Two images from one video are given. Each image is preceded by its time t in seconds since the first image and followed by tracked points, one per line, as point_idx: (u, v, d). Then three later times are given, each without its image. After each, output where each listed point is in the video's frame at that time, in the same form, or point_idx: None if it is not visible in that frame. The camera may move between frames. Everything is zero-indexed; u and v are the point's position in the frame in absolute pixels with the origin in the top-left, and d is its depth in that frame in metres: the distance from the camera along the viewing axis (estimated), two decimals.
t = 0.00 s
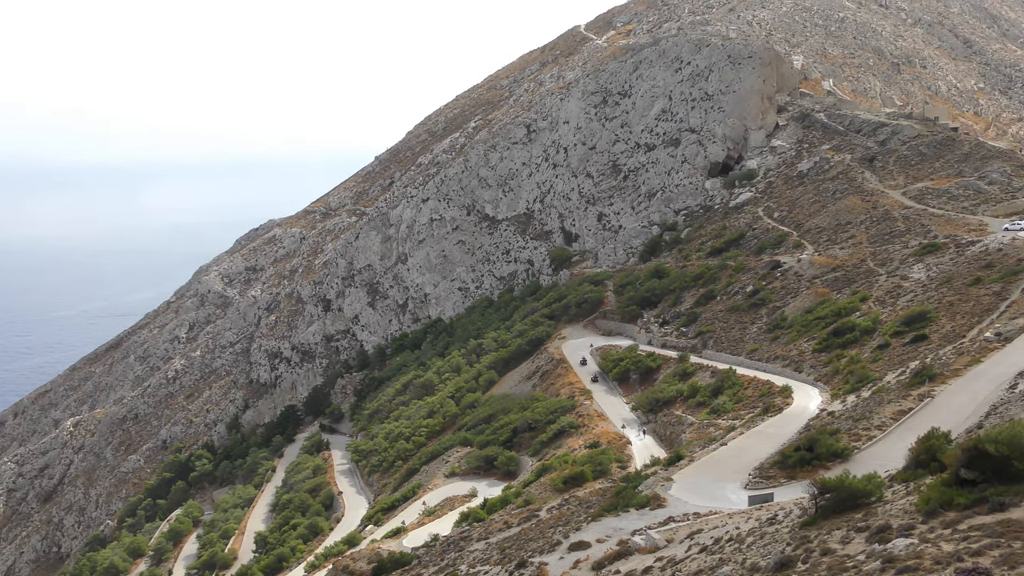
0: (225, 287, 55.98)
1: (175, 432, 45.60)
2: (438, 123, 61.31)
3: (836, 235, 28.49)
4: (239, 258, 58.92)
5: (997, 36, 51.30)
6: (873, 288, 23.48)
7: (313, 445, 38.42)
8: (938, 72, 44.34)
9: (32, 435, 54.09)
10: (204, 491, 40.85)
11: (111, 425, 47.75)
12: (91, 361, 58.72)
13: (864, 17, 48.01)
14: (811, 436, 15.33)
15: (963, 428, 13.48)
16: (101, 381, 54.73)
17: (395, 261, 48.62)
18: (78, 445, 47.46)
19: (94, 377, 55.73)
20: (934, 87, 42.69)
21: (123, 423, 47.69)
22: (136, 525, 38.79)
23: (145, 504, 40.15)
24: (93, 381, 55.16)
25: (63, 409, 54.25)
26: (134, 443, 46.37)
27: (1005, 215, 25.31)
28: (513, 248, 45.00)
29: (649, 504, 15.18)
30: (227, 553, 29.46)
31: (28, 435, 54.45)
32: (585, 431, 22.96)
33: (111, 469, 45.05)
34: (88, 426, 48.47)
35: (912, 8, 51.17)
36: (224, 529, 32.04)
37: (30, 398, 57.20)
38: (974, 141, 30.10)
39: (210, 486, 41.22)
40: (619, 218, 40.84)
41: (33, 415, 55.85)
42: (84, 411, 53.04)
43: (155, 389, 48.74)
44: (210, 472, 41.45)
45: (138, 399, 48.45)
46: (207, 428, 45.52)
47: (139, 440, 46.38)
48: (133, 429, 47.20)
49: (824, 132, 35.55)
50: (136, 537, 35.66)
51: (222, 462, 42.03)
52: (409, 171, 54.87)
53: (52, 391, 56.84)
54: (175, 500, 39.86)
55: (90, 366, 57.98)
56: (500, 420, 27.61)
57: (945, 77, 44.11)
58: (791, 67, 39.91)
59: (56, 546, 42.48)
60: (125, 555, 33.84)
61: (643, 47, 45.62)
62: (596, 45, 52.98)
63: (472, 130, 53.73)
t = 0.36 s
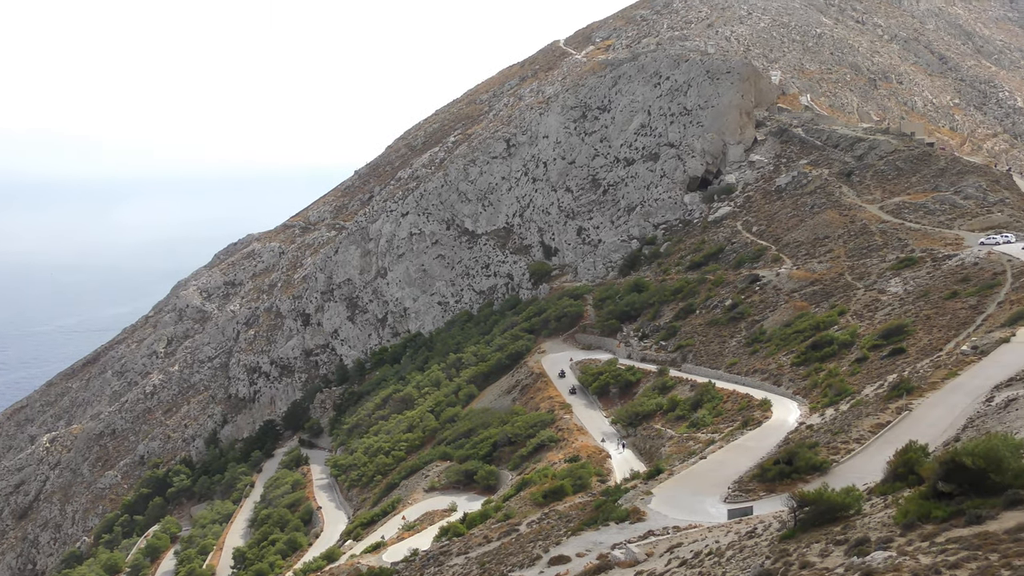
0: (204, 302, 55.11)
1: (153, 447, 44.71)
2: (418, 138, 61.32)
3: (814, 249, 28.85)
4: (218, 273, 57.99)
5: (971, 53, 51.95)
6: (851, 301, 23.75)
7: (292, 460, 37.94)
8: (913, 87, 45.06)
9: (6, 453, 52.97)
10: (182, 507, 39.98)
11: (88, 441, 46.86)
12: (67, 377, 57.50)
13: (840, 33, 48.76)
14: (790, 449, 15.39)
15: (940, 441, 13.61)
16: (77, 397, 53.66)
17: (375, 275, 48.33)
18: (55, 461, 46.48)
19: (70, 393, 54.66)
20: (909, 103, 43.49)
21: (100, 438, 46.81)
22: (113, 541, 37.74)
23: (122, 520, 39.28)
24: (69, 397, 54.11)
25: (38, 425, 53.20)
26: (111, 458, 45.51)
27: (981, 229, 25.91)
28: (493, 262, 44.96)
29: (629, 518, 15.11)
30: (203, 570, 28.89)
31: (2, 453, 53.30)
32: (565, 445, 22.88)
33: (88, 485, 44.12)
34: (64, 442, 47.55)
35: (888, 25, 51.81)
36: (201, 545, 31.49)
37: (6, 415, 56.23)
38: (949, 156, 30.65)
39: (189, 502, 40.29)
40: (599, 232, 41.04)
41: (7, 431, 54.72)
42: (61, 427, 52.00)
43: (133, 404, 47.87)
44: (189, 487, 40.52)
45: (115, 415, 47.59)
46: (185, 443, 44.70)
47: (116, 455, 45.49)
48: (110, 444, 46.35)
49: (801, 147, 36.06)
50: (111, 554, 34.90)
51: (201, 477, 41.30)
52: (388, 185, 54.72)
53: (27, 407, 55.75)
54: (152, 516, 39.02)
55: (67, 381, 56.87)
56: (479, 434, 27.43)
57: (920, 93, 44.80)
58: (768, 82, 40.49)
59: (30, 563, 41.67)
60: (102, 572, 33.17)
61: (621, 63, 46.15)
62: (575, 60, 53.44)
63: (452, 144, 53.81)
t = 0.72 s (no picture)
0: (180, 311, 53.79)
1: (129, 458, 44.05)
2: (395, 147, 61.13)
3: (791, 259, 29.19)
4: (194, 283, 56.91)
5: (945, 64, 52.63)
6: (827, 310, 24.03)
7: (269, 470, 37.49)
8: (888, 98, 45.80)
9: None
10: (158, 519, 39.68)
11: (63, 452, 46.07)
12: (42, 388, 56.32)
13: (816, 44, 49.35)
14: (768, 458, 15.46)
15: (915, 450, 13.75)
16: (52, 409, 52.68)
17: (353, 285, 47.96)
18: (29, 473, 45.76)
19: (45, 404, 53.65)
20: (884, 113, 44.24)
21: (75, 449, 45.97)
22: (88, 553, 37.16)
23: (97, 532, 38.63)
24: (43, 408, 53.15)
25: (12, 436, 52.27)
26: (87, 469, 44.74)
27: (955, 238, 26.48)
28: (470, 271, 44.86)
29: (607, 527, 15.05)
30: None
31: None
32: (543, 454, 22.80)
33: (62, 497, 43.48)
34: (39, 453, 46.86)
35: (863, 36, 52.41)
36: (177, 557, 31.00)
37: None
38: (923, 166, 31.20)
39: (164, 514, 40.10)
40: (576, 241, 41.19)
41: None
42: (35, 439, 51.11)
43: (108, 415, 47.03)
44: (164, 498, 40.25)
45: (91, 426, 46.79)
46: (161, 454, 44.00)
47: (92, 466, 44.75)
48: (85, 455, 45.57)
49: (778, 157, 36.51)
50: (84, 567, 34.28)
51: (177, 488, 40.63)
52: (366, 195, 54.39)
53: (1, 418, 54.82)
54: (127, 528, 38.43)
55: (41, 393, 55.78)
56: (457, 444, 27.25)
57: (895, 103, 45.54)
58: (744, 93, 40.97)
59: None
60: None
61: (599, 73, 46.51)
62: (552, 70, 53.68)
63: (429, 154, 53.72)
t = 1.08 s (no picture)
0: (154, 325, 52.81)
1: (102, 473, 43.22)
2: (371, 160, 60.93)
3: (766, 271, 29.50)
4: (169, 296, 55.77)
5: (917, 78, 53.73)
6: (802, 323, 24.31)
7: (244, 485, 36.91)
8: (861, 112, 46.73)
9: None
10: (132, 534, 38.58)
11: (34, 468, 45.41)
12: (11, 404, 54.88)
13: (790, 58, 50.18)
14: (744, 470, 15.48)
15: (889, 461, 13.88)
16: (23, 424, 51.56)
17: (328, 298, 47.49)
18: None
19: (15, 419, 52.48)
20: (858, 127, 45.13)
21: (47, 465, 45.25)
22: (59, 570, 36.39)
23: (69, 548, 37.84)
24: (14, 424, 52.06)
25: None
26: (58, 485, 43.98)
27: (927, 251, 26.98)
28: (446, 284, 44.67)
29: (584, 540, 14.92)
30: None
31: None
32: (519, 468, 22.64)
33: (33, 513, 42.88)
34: (10, 469, 46.25)
35: (836, 50, 53.41)
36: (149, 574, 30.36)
37: None
38: (895, 179, 31.79)
39: (138, 528, 38.89)
40: (552, 254, 41.28)
41: None
42: (6, 454, 50.16)
43: (81, 430, 46.20)
44: (138, 513, 39.13)
45: (63, 441, 46.01)
46: (135, 468, 43.17)
47: (64, 481, 43.98)
48: (57, 471, 44.81)
49: (752, 170, 36.95)
50: None
51: (151, 503, 39.78)
52: (342, 208, 54.01)
53: None
54: (99, 543, 37.68)
55: (10, 408, 54.42)
56: (433, 457, 26.99)
57: (868, 117, 46.46)
58: (719, 106, 41.52)
59: None
60: None
61: (574, 87, 46.88)
62: (528, 84, 53.99)
63: (405, 166, 53.61)
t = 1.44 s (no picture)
0: (129, 333, 51.84)
1: (76, 483, 42.35)
2: (348, 168, 60.62)
3: (742, 280, 29.79)
4: (144, 304, 54.77)
5: (890, 88, 54.83)
6: (778, 330, 24.58)
7: (220, 494, 36.33)
8: (836, 121, 47.54)
9: None
10: (106, 544, 38.02)
11: (7, 478, 44.78)
12: None
13: (765, 68, 50.93)
14: (721, 478, 15.54)
15: (865, 468, 14.02)
16: None
17: (305, 306, 47.00)
18: None
19: None
20: (833, 136, 45.90)
21: (20, 474, 44.61)
22: None
23: (41, 559, 37.04)
24: None
25: None
26: (32, 495, 43.27)
27: (902, 259, 27.46)
28: (424, 292, 44.44)
29: (561, 549, 14.86)
30: None
31: None
32: (496, 476, 22.53)
33: (6, 524, 42.28)
34: None
35: (811, 60, 54.30)
36: None
37: None
38: (870, 189, 32.33)
39: (112, 538, 38.38)
40: (529, 262, 41.32)
41: None
42: None
43: (55, 439, 45.40)
44: (112, 523, 38.55)
45: (37, 450, 45.31)
46: (110, 478, 42.33)
47: (37, 491, 43.27)
48: (30, 481, 44.13)
49: (728, 178, 37.33)
50: None
51: (125, 513, 39.05)
52: (318, 216, 53.55)
53: None
54: (73, 554, 36.92)
55: None
56: (411, 466, 26.74)
57: (843, 126, 47.32)
58: (695, 115, 41.93)
59: None
60: None
61: (551, 95, 47.10)
62: (505, 92, 54.16)
63: (382, 174, 53.39)
